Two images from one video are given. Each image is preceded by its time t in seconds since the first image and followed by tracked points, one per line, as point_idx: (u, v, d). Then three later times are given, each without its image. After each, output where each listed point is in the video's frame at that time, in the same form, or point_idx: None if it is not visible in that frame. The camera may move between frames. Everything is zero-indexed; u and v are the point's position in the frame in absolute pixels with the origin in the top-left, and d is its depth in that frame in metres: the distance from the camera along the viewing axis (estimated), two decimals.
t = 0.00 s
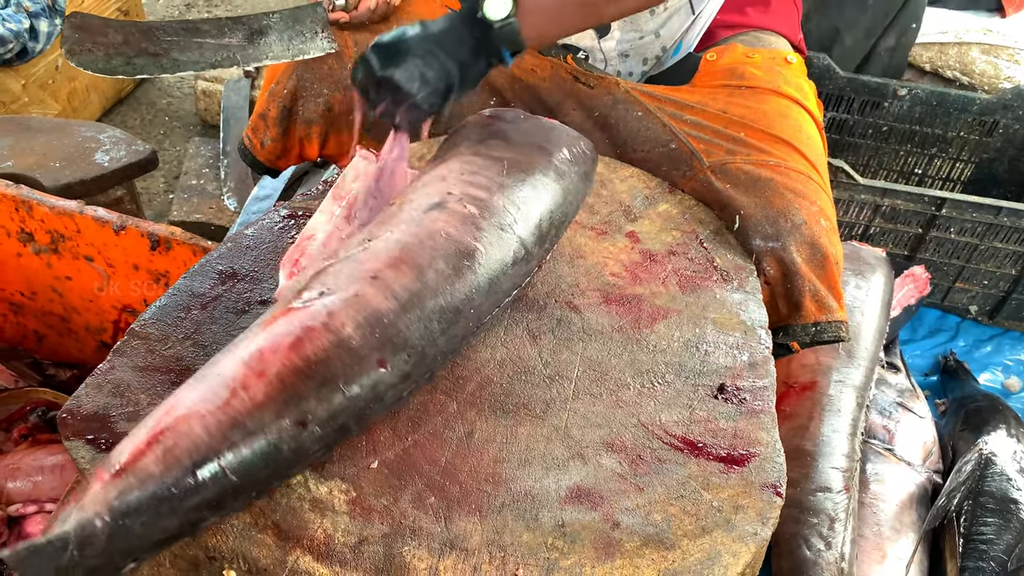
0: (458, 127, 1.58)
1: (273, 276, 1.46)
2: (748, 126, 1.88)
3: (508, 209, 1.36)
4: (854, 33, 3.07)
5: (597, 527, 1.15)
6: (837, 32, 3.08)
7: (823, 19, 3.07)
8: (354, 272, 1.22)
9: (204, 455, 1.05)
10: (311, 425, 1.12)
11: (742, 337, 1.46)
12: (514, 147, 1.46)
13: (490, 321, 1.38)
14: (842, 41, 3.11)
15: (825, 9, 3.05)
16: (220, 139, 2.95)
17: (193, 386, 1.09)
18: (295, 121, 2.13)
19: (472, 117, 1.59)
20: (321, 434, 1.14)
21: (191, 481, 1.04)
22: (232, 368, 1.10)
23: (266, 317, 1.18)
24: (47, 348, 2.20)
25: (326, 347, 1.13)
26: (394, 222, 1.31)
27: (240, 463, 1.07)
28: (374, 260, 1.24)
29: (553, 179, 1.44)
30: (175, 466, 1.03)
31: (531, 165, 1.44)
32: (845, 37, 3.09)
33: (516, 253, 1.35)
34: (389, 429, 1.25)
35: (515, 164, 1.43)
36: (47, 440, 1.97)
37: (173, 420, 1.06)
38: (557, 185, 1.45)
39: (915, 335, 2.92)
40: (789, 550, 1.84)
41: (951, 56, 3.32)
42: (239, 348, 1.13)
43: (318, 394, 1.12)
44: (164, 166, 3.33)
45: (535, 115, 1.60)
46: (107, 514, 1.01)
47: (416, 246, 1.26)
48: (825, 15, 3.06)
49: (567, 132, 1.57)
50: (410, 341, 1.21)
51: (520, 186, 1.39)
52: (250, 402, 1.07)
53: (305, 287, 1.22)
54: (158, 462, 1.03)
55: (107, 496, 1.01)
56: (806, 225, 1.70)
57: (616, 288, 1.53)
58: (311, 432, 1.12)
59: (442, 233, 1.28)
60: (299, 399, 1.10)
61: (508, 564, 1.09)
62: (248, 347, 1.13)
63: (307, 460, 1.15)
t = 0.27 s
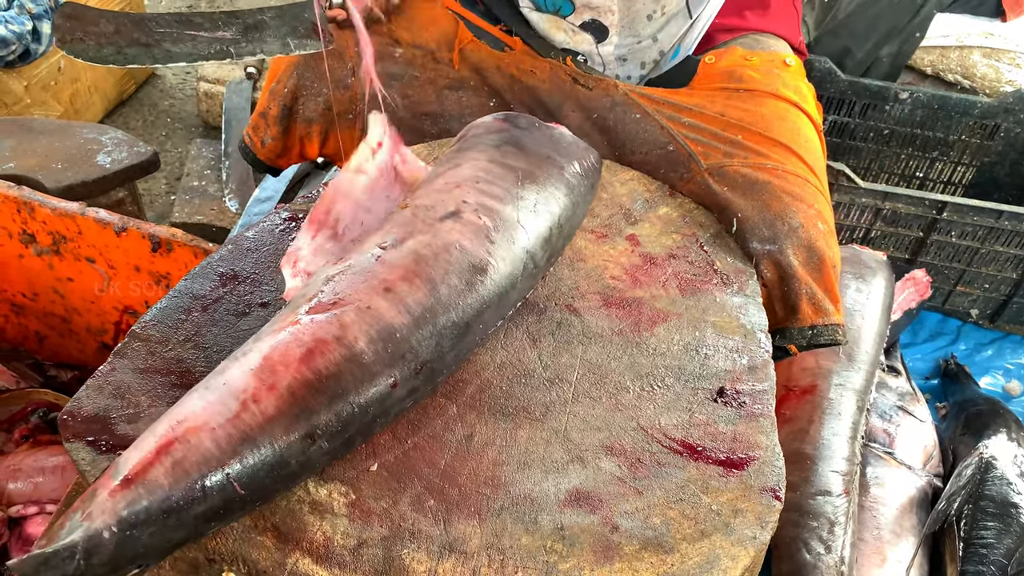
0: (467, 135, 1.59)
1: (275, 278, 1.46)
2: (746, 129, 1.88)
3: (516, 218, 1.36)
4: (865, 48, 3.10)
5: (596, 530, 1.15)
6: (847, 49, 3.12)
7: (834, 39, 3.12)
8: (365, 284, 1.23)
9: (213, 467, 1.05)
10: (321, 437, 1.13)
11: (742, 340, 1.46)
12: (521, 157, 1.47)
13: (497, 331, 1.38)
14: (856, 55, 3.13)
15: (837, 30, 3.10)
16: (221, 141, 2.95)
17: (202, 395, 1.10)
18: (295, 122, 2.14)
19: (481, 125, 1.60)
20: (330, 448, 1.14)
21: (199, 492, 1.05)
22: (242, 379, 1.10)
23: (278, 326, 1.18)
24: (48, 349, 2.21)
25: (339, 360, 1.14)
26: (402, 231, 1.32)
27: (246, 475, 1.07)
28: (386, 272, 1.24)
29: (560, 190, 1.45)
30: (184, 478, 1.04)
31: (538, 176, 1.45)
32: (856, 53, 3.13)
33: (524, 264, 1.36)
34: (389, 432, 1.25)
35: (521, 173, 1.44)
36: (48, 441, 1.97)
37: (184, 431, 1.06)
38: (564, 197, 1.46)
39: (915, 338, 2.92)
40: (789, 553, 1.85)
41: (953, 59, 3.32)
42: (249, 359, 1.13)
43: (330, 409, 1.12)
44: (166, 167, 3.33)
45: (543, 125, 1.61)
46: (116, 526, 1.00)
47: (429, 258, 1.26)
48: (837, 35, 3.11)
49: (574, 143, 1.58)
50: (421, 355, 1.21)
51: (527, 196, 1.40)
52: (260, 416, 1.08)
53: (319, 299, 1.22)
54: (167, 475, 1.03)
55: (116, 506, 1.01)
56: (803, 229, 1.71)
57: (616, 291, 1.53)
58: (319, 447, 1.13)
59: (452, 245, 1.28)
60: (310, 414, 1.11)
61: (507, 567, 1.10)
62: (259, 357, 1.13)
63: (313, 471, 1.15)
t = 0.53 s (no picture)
0: (465, 138, 1.60)
1: (276, 279, 1.47)
2: (743, 133, 1.88)
3: (512, 218, 1.37)
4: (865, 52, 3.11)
5: (595, 533, 1.16)
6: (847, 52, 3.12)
7: (834, 41, 3.12)
8: (360, 283, 1.23)
9: (211, 465, 1.05)
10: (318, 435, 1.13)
11: (741, 344, 1.46)
12: (516, 157, 1.48)
13: (495, 330, 1.39)
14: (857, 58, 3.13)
15: (837, 33, 3.11)
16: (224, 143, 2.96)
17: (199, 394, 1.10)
18: (297, 125, 2.14)
19: (477, 128, 1.62)
20: (326, 445, 1.15)
21: (196, 489, 1.05)
22: (239, 376, 1.11)
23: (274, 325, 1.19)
24: (50, 349, 2.22)
25: (335, 360, 1.14)
26: (399, 231, 1.33)
27: (243, 471, 1.07)
28: (380, 272, 1.25)
29: (556, 188, 1.46)
30: (181, 475, 1.04)
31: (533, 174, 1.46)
32: (856, 56, 3.12)
33: (520, 264, 1.36)
34: (389, 433, 1.26)
35: (516, 172, 1.45)
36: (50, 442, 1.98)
37: (182, 428, 1.06)
38: (560, 195, 1.47)
39: (916, 342, 2.92)
40: (788, 557, 1.85)
41: (954, 64, 3.32)
42: (245, 357, 1.13)
43: (325, 405, 1.13)
44: (168, 169, 3.34)
45: (539, 125, 1.62)
46: (112, 521, 1.01)
47: (425, 258, 1.27)
48: (837, 38, 3.12)
49: (570, 142, 1.59)
50: (416, 352, 1.22)
51: (522, 196, 1.41)
52: (257, 413, 1.08)
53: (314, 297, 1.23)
54: (164, 471, 1.04)
55: (113, 502, 1.01)
56: (802, 234, 1.71)
57: (616, 294, 1.54)
58: (316, 443, 1.13)
59: (449, 245, 1.29)
60: (306, 411, 1.11)
61: (506, 569, 1.10)
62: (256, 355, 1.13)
63: (312, 469, 1.16)
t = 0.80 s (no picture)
0: (469, 139, 1.61)
1: (281, 278, 1.48)
2: (744, 137, 1.89)
3: (516, 219, 1.38)
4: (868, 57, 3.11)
5: (597, 532, 1.16)
6: (851, 56, 3.13)
7: (837, 46, 3.13)
8: (365, 282, 1.24)
9: (217, 463, 1.06)
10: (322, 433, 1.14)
11: (744, 345, 1.46)
12: (520, 158, 1.49)
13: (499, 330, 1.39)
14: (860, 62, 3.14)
15: (839, 38, 3.12)
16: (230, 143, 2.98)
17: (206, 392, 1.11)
18: (301, 128, 2.15)
19: (481, 130, 1.63)
20: (331, 444, 1.15)
21: (201, 487, 1.06)
22: (245, 376, 1.11)
23: (280, 324, 1.20)
24: (56, 347, 2.23)
25: (338, 358, 1.15)
26: (404, 232, 1.34)
27: (249, 472, 1.08)
28: (386, 272, 1.26)
29: (560, 189, 1.47)
30: (187, 473, 1.05)
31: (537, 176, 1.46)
32: (859, 61, 3.13)
33: (524, 264, 1.37)
34: (392, 432, 1.26)
35: (521, 174, 1.45)
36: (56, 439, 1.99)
37: (188, 425, 1.07)
38: (563, 196, 1.47)
39: (921, 346, 2.91)
40: (791, 559, 1.85)
41: (959, 67, 3.32)
42: (251, 356, 1.14)
43: (331, 406, 1.13)
44: (175, 169, 3.36)
45: (543, 126, 1.63)
46: (118, 519, 1.02)
47: (429, 258, 1.27)
48: (839, 42, 3.13)
49: (574, 144, 1.60)
50: (421, 353, 1.22)
51: (526, 197, 1.41)
52: (263, 412, 1.09)
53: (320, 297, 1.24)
54: (171, 469, 1.04)
55: (119, 499, 1.02)
56: (800, 238, 1.71)
57: (620, 294, 1.54)
58: (321, 443, 1.14)
59: (452, 246, 1.29)
60: (311, 411, 1.12)
61: (507, 567, 1.10)
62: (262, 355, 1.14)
63: (315, 467, 1.16)
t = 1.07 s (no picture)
0: (469, 136, 1.62)
1: (281, 273, 1.49)
2: (741, 136, 1.90)
3: (513, 215, 1.39)
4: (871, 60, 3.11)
5: (591, 525, 1.17)
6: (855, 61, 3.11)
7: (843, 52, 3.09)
8: (363, 277, 1.25)
9: (214, 453, 1.08)
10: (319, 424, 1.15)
11: (740, 342, 1.47)
12: (518, 155, 1.50)
13: (497, 325, 1.40)
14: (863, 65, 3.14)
15: (846, 43, 3.07)
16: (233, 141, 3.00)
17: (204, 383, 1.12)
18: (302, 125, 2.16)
19: (481, 126, 1.64)
20: (328, 436, 1.16)
21: (199, 476, 1.07)
22: (243, 367, 1.13)
23: (277, 317, 1.21)
24: (60, 342, 2.24)
25: (335, 351, 1.16)
26: (402, 227, 1.35)
27: (245, 461, 1.10)
28: (384, 266, 1.27)
29: (558, 186, 1.48)
30: (185, 463, 1.06)
31: (535, 173, 1.48)
32: (863, 65, 3.13)
33: (521, 260, 1.38)
34: (389, 425, 1.27)
35: (518, 170, 1.46)
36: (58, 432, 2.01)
37: (186, 414, 1.09)
38: (561, 192, 1.48)
39: (921, 347, 2.91)
40: (788, 557, 1.86)
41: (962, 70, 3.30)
42: (249, 348, 1.16)
43: (328, 398, 1.15)
44: (179, 166, 3.38)
45: (542, 123, 1.64)
46: (117, 507, 1.03)
47: (427, 253, 1.29)
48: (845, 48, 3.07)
49: (574, 142, 1.61)
50: (418, 346, 1.23)
51: (523, 194, 1.42)
52: (261, 403, 1.10)
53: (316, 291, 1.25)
54: (169, 458, 1.06)
55: (118, 488, 1.04)
56: (797, 237, 1.72)
57: (617, 291, 1.55)
58: (318, 434, 1.15)
59: (449, 241, 1.31)
60: (309, 403, 1.13)
61: (502, 559, 1.11)
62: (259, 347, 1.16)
63: (312, 459, 1.17)
